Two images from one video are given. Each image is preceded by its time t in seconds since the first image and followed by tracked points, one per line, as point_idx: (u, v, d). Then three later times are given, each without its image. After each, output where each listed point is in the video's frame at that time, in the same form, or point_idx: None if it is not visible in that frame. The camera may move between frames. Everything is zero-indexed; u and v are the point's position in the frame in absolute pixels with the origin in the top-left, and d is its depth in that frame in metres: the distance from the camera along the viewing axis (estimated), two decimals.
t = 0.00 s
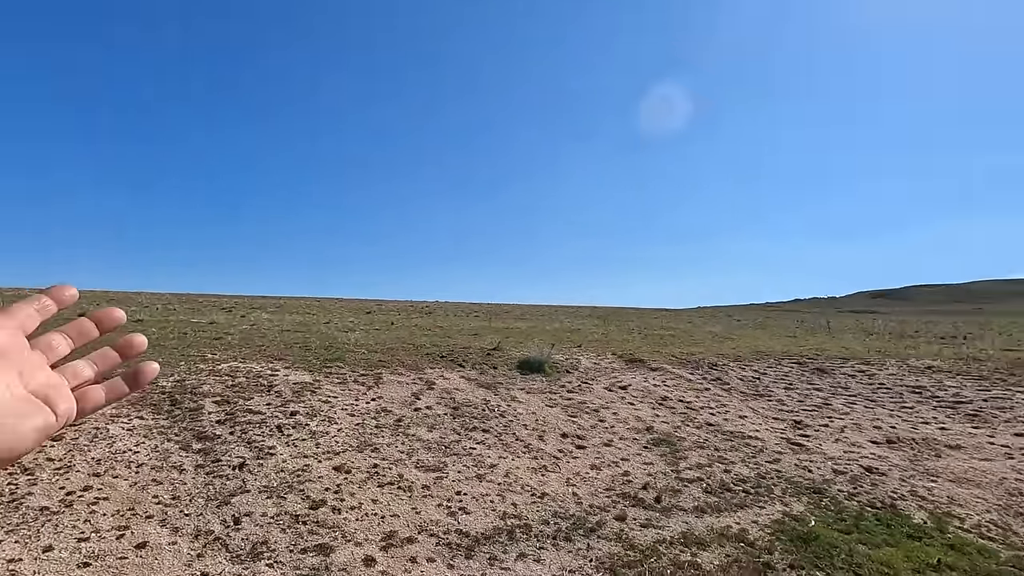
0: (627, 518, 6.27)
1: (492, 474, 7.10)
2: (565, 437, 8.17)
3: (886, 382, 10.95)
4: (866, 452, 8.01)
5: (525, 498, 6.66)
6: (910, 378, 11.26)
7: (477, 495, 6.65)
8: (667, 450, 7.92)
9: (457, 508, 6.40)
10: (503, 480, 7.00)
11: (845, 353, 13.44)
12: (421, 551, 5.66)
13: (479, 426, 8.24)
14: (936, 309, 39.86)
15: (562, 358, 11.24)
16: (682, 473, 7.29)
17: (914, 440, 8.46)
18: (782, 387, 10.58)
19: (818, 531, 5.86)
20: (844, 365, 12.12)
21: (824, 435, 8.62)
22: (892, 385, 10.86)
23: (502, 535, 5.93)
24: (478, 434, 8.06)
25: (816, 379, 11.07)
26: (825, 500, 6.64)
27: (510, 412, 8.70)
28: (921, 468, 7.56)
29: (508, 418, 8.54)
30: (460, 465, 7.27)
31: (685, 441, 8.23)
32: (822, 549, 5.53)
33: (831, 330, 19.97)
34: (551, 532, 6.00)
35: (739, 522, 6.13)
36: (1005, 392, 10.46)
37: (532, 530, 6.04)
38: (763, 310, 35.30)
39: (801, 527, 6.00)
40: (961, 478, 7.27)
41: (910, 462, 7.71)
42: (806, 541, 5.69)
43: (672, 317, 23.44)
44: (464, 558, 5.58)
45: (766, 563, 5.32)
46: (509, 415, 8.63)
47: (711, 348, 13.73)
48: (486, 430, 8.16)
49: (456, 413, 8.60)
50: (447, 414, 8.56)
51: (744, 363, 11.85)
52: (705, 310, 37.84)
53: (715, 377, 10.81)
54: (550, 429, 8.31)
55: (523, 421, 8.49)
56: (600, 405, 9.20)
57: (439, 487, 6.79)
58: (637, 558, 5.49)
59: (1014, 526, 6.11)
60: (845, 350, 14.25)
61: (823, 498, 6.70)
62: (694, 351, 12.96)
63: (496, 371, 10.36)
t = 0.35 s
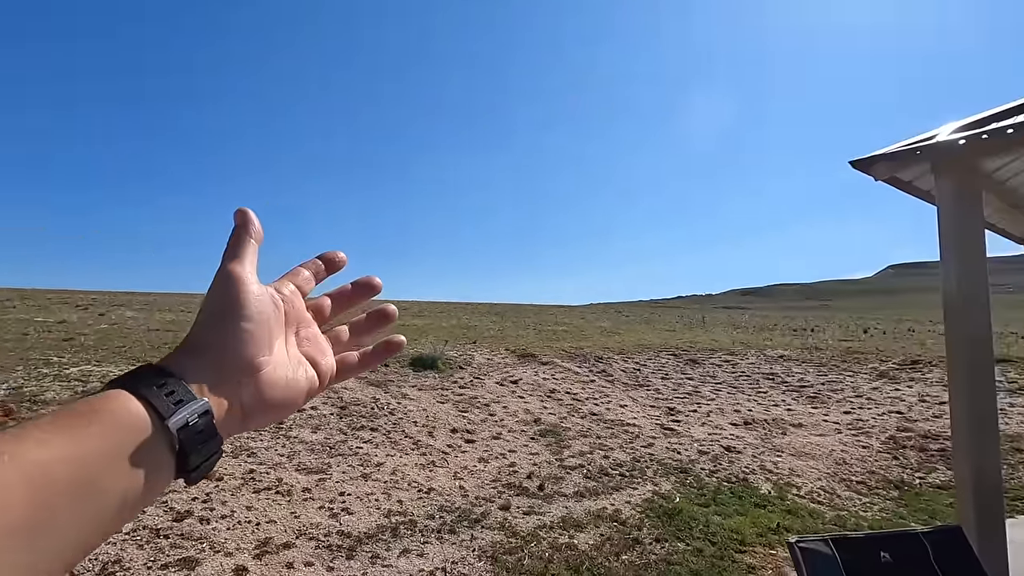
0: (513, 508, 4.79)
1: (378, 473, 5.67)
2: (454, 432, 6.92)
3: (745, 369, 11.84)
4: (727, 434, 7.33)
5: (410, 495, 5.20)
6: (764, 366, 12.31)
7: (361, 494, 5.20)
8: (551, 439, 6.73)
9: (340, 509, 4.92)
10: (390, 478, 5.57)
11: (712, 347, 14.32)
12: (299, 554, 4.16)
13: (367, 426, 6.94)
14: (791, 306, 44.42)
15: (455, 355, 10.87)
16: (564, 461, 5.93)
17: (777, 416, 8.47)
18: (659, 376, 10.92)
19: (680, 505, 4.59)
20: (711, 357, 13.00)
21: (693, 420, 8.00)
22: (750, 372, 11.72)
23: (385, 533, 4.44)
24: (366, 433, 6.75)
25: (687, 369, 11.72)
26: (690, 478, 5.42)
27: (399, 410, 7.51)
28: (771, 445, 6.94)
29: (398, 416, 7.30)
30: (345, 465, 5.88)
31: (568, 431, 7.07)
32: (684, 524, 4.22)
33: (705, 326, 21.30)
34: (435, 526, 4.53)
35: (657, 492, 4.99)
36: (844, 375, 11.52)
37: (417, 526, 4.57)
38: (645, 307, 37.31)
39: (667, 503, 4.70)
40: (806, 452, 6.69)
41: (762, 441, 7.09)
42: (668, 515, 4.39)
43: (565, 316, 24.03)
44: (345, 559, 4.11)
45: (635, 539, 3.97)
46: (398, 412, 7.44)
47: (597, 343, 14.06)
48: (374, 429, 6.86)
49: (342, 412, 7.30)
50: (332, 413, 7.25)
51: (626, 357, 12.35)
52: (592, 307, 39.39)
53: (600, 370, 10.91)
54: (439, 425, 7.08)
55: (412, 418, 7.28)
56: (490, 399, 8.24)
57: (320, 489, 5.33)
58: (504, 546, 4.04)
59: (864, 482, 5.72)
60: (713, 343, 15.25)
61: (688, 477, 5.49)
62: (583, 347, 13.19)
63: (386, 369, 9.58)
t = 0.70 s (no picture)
0: (400, 500, 4.77)
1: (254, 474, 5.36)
2: (339, 427, 6.72)
3: (627, 356, 12.59)
4: (608, 416, 7.81)
5: (289, 494, 5.01)
6: (642, 352, 13.17)
7: (233, 498, 4.90)
8: (441, 430, 6.75)
9: (209, 516, 4.60)
10: (267, 479, 5.30)
11: (598, 335, 15.02)
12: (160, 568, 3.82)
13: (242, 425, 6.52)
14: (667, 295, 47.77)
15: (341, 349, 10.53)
16: (453, 450, 6.01)
17: (652, 397, 9.14)
18: (547, 364, 11.31)
19: (563, 485, 4.83)
20: (596, 344, 13.67)
21: (577, 404, 8.43)
22: (630, 357, 12.51)
23: (262, 537, 4.24)
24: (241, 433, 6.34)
25: (574, 356, 12.26)
26: (573, 459, 5.71)
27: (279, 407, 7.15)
28: (646, 423, 7.51)
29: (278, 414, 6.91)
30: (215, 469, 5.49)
31: (459, 420, 7.15)
32: (566, 502, 4.44)
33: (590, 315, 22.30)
34: (317, 525, 4.41)
35: (543, 474, 5.20)
36: (709, 358, 12.65)
37: (297, 526, 4.41)
38: (535, 298, 38.34)
39: (550, 484, 4.92)
40: (675, 429, 7.30)
41: (638, 420, 7.65)
42: (552, 496, 4.58)
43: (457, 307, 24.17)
44: (213, 569, 3.84)
45: (520, 521, 4.08)
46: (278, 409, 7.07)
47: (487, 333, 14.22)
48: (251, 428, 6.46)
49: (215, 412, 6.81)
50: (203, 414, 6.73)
51: (517, 346, 12.66)
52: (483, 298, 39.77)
53: (491, 359, 11.11)
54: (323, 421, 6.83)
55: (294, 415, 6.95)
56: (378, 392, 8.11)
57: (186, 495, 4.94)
58: (390, 539, 3.99)
59: (722, 452, 6.36)
60: (598, 332, 15.99)
61: (571, 458, 5.78)
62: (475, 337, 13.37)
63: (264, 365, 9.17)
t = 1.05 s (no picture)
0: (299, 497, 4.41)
1: (129, 478, 4.62)
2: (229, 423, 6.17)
3: (532, 342, 12.85)
4: (513, 401, 7.97)
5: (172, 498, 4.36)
6: (547, 338, 13.51)
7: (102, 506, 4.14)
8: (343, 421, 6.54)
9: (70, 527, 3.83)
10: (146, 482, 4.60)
11: (504, 323, 15.21)
12: None
13: (112, 425, 5.79)
14: (570, 284, 49.24)
15: (232, 340, 9.84)
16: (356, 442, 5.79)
17: (554, 381, 9.43)
18: (453, 352, 11.29)
19: (469, 471, 4.86)
20: (502, 332, 13.83)
21: (483, 391, 8.50)
22: (535, 344, 12.79)
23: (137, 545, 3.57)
24: (111, 434, 5.60)
25: (480, 344, 12.32)
26: (479, 445, 5.76)
27: (158, 404, 6.49)
28: (550, 407, 7.73)
29: (156, 412, 6.25)
30: (79, 476, 4.66)
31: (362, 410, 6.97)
32: (472, 487, 4.48)
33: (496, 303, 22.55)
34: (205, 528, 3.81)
35: (449, 461, 5.20)
36: (608, 343, 13.22)
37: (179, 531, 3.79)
38: (440, 287, 38.05)
39: (456, 470, 4.94)
40: (577, 411, 7.60)
41: (542, 404, 7.86)
42: (458, 482, 4.60)
43: (359, 296, 23.49)
44: None
45: (426, 509, 4.04)
46: (156, 407, 6.41)
47: (393, 322, 13.95)
48: (124, 427, 5.76)
49: (79, 413, 6.04)
50: (64, 415, 5.94)
51: (423, 334, 12.53)
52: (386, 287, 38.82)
53: (396, 348, 10.91)
54: (212, 417, 6.27)
55: (177, 412, 6.34)
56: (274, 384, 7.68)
57: (41, 507, 4.09)
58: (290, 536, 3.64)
59: (620, 431, 6.71)
60: (503, 319, 16.21)
61: (478, 444, 5.83)
62: (378, 326, 13.07)
63: (141, 360, 8.39)
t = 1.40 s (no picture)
0: (205, 494, 4.03)
1: None
2: (123, 419, 5.66)
3: (455, 329, 12.79)
4: (436, 387, 7.91)
5: (54, 504, 3.83)
6: (470, 324, 13.48)
7: None
8: (255, 412, 6.21)
9: None
10: (21, 488, 4.04)
11: (426, 309, 15.04)
12: None
13: None
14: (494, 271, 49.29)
15: (126, 329, 9.06)
16: (269, 435, 5.46)
17: (478, 367, 9.43)
18: (374, 339, 11.02)
19: (392, 459, 4.77)
20: (425, 318, 13.67)
21: (406, 378, 8.37)
22: (459, 330, 12.74)
23: (11, 560, 3.07)
24: None
25: (402, 331, 12.11)
26: (402, 433, 5.67)
27: (37, 401, 5.85)
28: (473, 393, 7.73)
29: (33, 410, 5.62)
30: None
31: (276, 401, 6.65)
32: (395, 476, 4.40)
33: (418, 289, 22.23)
34: (94, 535, 3.39)
35: (371, 450, 5.07)
36: (532, 329, 13.38)
37: (65, 540, 3.34)
38: (360, 273, 37.00)
39: (378, 459, 4.82)
40: (501, 396, 7.65)
41: (466, 390, 7.85)
42: (381, 471, 4.50)
43: (273, 283, 22.41)
44: None
45: (346, 500, 3.90)
46: (35, 404, 5.77)
47: (309, 309, 13.41)
48: None
49: None
50: None
51: (341, 321, 12.14)
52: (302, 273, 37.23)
53: (312, 336, 10.50)
54: (102, 413, 5.72)
55: (61, 408, 5.74)
56: (175, 376, 7.15)
57: None
58: (194, 538, 3.31)
59: (543, 414, 6.84)
60: (426, 305, 16.03)
61: (400, 432, 5.74)
62: (294, 314, 12.52)
63: (18, 352, 7.54)
